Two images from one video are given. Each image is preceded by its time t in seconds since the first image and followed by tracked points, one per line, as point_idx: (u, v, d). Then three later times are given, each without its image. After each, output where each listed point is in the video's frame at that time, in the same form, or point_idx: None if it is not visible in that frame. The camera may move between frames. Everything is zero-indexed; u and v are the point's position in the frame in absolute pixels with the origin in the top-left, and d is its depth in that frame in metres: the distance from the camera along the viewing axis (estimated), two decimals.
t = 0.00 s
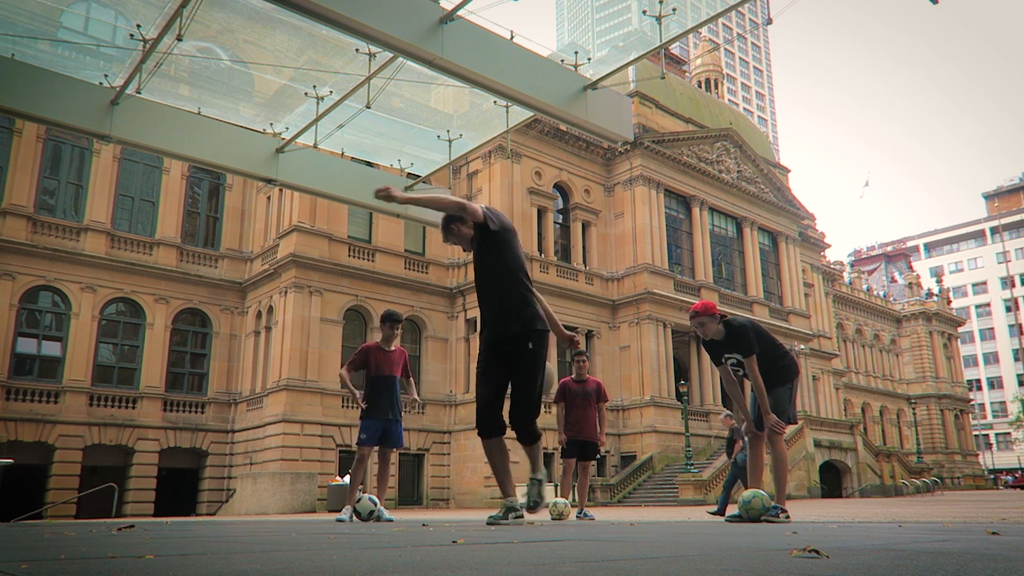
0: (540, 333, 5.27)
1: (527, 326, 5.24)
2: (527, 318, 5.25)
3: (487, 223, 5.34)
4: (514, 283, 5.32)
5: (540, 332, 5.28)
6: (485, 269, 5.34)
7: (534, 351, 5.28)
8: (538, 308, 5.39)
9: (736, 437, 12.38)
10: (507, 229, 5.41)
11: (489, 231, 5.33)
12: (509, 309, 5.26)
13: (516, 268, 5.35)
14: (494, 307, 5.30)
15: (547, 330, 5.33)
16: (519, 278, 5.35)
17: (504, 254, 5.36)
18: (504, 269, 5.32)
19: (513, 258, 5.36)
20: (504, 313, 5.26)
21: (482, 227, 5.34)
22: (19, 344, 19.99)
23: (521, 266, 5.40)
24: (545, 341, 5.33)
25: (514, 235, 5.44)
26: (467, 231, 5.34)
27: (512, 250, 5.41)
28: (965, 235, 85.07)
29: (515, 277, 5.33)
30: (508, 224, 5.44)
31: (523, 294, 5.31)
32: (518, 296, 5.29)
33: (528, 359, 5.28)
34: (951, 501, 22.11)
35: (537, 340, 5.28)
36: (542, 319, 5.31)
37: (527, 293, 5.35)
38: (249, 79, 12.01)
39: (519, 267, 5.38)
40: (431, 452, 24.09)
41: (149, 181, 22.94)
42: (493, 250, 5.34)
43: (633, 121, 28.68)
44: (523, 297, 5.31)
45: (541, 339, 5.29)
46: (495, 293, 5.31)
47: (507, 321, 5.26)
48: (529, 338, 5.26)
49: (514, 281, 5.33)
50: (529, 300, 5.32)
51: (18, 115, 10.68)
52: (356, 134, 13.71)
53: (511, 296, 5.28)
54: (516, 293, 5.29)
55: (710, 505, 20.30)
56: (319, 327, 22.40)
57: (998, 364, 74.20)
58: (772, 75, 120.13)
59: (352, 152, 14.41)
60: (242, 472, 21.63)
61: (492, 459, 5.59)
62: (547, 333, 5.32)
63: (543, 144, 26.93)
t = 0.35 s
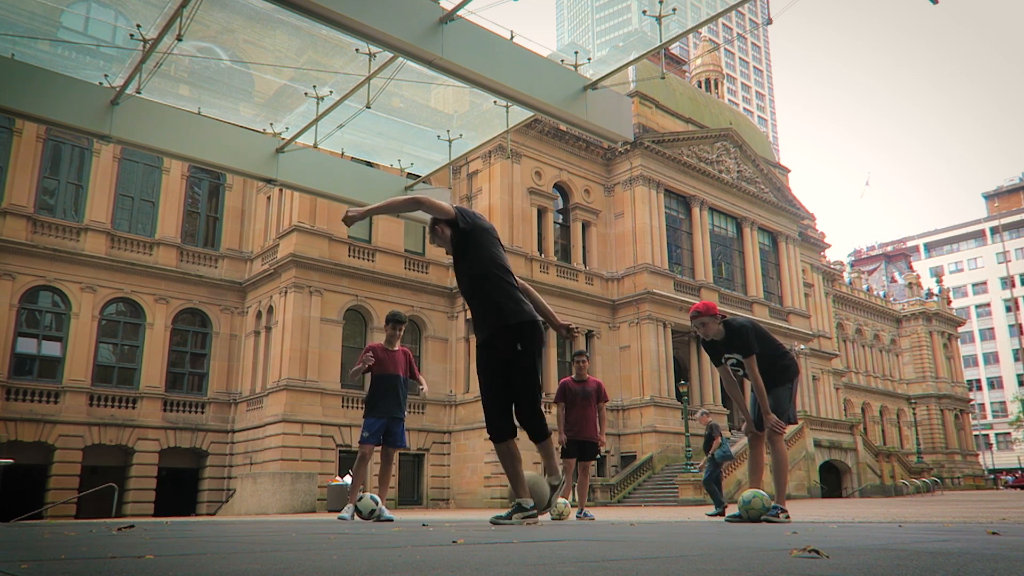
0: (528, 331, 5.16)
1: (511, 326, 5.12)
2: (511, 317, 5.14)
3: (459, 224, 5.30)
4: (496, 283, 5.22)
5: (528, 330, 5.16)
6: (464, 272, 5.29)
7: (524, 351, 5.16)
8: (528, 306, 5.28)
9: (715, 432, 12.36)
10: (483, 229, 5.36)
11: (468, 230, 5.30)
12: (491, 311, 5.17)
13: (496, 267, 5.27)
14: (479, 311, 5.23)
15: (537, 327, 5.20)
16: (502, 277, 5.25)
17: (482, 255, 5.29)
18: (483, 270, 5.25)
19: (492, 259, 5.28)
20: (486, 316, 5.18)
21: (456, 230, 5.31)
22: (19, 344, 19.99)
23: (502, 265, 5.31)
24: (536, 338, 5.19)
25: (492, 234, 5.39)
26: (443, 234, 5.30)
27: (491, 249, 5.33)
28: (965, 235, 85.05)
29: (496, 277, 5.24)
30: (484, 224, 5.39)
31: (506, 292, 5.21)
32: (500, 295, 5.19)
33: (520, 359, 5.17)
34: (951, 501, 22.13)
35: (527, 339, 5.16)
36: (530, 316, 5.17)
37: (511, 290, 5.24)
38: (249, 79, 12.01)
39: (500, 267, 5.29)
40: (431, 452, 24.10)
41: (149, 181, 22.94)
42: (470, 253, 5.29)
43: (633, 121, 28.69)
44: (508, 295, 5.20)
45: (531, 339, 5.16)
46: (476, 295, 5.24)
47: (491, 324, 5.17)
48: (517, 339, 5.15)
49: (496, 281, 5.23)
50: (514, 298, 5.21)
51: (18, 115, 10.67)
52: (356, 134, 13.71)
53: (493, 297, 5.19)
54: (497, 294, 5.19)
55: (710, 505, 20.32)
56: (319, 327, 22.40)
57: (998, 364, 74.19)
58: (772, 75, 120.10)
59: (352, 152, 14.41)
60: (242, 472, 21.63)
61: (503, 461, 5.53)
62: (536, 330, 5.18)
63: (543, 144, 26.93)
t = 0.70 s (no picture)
0: (482, 330, 5.00)
1: (467, 322, 5.00)
2: (468, 314, 5.03)
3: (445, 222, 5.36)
4: (464, 281, 5.18)
5: (483, 330, 5.01)
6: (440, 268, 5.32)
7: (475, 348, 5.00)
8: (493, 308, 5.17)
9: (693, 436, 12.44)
10: (470, 230, 5.37)
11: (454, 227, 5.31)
12: (452, 306, 5.11)
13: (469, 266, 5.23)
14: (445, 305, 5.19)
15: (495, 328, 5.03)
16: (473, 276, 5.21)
17: (460, 252, 5.28)
18: (456, 266, 5.23)
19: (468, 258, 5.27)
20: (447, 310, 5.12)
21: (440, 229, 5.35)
22: (19, 344, 19.99)
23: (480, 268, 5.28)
24: (492, 340, 5.02)
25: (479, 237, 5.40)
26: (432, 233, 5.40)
27: (472, 251, 5.31)
28: (965, 235, 85.04)
29: (467, 275, 5.20)
30: (473, 225, 5.40)
31: (471, 291, 5.13)
32: (465, 292, 5.13)
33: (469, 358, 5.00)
34: (952, 501, 22.13)
35: (479, 337, 5.01)
36: (488, 316, 5.04)
37: (479, 291, 5.16)
38: (249, 79, 12.01)
39: (476, 267, 5.24)
40: (431, 452, 24.09)
41: (149, 181, 22.94)
42: (448, 250, 5.30)
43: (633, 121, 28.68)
44: (472, 294, 5.13)
45: (484, 339, 5.00)
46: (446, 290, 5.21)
47: (451, 317, 5.09)
48: (467, 335, 5.01)
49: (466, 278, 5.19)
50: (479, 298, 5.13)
51: (18, 115, 10.67)
52: (356, 134, 13.71)
53: (458, 293, 5.13)
54: (463, 291, 5.13)
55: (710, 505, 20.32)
56: (319, 327, 22.40)
57: (998, 364, 74.19)
58: (772, 75, 120.07)
59: (352, 152, 14.40)
60: (242, 472, 21.63)
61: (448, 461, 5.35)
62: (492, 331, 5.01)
63: (543, 144, 26.93)
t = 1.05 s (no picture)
0: (493, 318, 5.01)
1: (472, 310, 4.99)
2: (476, 303, 5.01)
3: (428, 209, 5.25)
4: (463, 268, 5.12)
5: (493, 319, 5.02)
6: (430, 257, 5.21)
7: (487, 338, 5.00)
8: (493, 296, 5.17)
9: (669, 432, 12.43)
10: (453, 215, 5.32)
11: (438, 217, 5.27)
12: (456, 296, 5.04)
13: (465, 254, 5.19)
14: (443, 294, 5.10)
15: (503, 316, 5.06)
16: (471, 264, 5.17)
17: (452, 240, 5.22)
18: (451, 254, 5.16)
19: (461, 246, 5.21)
20: (451, 299, 5.03)
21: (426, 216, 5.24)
22: (19, 344, 19.98)
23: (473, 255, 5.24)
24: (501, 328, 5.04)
25: (464, 223, 5.35)
26: (414, 221, 5.27)
27: (462, 238, 5.27)
28: (965, 235, 85.05)
29: (463, 262, 5.14)
30: (456, 211, 5.35)
31: (472, 278, 5.09)
32: (467, 280, 5.08)
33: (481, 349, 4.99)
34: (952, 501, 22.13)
35: (491, 326, 5.01)
36: (495, 305, 5.05)
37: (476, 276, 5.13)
38: (249, 79, 12.01)
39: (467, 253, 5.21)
40: (431, 453, 24.10)
41: (149, 181, 22.94)
42: (439, 238, 5.21)
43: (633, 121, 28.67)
44: (474, 282, 5.10)
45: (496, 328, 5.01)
46: (442, 280, 5.12)
47: (455, 307, 5.03)
48: (478, 324, 5.00)
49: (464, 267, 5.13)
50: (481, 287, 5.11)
51: (18, 115, 10.67)
52: (356, 134, 13.71)
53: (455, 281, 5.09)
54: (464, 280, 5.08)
55: (710, 505, 20.34)
56: (319, 327, 22.39)
57: (998, 364, 74.22)
58: (772, 75, 120.06)
59: (352, 152, 14.39)
60: (242, 472, 21.63)
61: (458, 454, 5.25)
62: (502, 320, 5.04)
63: (542, 144, 26.94)
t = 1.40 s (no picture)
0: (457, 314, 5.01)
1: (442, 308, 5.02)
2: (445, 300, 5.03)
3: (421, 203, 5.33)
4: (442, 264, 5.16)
5: (459, 316, 5.01)
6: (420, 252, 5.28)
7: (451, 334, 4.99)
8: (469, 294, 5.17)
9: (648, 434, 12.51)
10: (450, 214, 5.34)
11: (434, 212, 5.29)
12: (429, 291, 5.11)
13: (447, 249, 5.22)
14: (422, 289, 5.20)
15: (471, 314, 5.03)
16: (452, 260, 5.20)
17: (441, 237, 5.25)
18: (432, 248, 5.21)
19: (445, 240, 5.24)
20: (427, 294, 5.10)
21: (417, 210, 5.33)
22: (19, 344, 19.98)
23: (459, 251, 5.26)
24: (468, 326, 5.01)
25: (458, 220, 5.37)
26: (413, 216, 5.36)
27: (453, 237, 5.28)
28: (965, 235, 85.05)
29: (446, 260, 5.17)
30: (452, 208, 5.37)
31: (446, 275, 5.11)
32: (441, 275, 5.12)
33: (444, 344, 4.97)
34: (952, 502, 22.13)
35: (455, 322, 5.00)
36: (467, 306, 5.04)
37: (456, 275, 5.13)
38: (249, 79, 12.01)
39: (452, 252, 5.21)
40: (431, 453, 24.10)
41: (149, 181, 22.93)
42: (425, 234, 5.28)
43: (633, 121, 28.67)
44: (451, 279, 5.11)
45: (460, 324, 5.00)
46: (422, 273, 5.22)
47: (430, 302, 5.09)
48: (443, 318, 5.01)
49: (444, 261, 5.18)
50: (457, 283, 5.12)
51: (18, 115, 10.67)
52: (356, 134, 13.71)
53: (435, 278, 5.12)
54: (438, 275, 5.12)
55: (710, 505, 20.34)
56: (319, 327, 22.40)
57: (998, 364, 74.20)
58: (772, 75, 120.03)
59: (352, 152, 14.39)
60: (243, 472, 21.63)
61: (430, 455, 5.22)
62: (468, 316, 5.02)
63: (543, 144, 26.94)
